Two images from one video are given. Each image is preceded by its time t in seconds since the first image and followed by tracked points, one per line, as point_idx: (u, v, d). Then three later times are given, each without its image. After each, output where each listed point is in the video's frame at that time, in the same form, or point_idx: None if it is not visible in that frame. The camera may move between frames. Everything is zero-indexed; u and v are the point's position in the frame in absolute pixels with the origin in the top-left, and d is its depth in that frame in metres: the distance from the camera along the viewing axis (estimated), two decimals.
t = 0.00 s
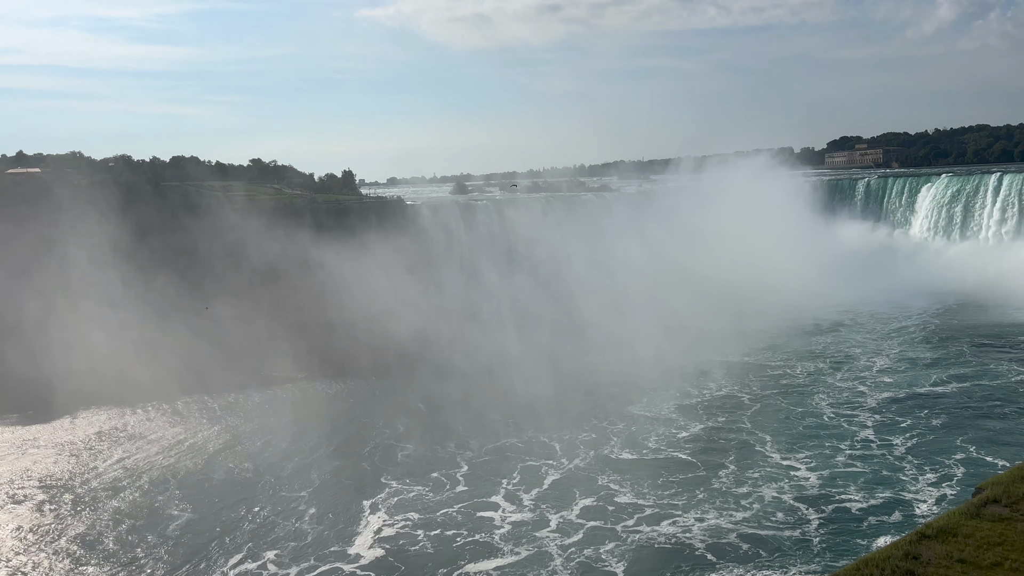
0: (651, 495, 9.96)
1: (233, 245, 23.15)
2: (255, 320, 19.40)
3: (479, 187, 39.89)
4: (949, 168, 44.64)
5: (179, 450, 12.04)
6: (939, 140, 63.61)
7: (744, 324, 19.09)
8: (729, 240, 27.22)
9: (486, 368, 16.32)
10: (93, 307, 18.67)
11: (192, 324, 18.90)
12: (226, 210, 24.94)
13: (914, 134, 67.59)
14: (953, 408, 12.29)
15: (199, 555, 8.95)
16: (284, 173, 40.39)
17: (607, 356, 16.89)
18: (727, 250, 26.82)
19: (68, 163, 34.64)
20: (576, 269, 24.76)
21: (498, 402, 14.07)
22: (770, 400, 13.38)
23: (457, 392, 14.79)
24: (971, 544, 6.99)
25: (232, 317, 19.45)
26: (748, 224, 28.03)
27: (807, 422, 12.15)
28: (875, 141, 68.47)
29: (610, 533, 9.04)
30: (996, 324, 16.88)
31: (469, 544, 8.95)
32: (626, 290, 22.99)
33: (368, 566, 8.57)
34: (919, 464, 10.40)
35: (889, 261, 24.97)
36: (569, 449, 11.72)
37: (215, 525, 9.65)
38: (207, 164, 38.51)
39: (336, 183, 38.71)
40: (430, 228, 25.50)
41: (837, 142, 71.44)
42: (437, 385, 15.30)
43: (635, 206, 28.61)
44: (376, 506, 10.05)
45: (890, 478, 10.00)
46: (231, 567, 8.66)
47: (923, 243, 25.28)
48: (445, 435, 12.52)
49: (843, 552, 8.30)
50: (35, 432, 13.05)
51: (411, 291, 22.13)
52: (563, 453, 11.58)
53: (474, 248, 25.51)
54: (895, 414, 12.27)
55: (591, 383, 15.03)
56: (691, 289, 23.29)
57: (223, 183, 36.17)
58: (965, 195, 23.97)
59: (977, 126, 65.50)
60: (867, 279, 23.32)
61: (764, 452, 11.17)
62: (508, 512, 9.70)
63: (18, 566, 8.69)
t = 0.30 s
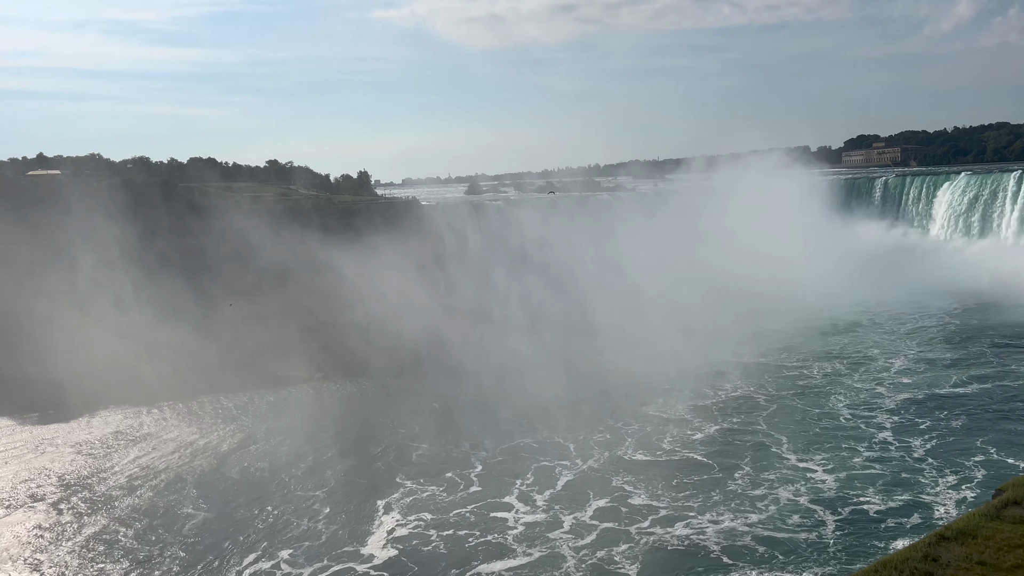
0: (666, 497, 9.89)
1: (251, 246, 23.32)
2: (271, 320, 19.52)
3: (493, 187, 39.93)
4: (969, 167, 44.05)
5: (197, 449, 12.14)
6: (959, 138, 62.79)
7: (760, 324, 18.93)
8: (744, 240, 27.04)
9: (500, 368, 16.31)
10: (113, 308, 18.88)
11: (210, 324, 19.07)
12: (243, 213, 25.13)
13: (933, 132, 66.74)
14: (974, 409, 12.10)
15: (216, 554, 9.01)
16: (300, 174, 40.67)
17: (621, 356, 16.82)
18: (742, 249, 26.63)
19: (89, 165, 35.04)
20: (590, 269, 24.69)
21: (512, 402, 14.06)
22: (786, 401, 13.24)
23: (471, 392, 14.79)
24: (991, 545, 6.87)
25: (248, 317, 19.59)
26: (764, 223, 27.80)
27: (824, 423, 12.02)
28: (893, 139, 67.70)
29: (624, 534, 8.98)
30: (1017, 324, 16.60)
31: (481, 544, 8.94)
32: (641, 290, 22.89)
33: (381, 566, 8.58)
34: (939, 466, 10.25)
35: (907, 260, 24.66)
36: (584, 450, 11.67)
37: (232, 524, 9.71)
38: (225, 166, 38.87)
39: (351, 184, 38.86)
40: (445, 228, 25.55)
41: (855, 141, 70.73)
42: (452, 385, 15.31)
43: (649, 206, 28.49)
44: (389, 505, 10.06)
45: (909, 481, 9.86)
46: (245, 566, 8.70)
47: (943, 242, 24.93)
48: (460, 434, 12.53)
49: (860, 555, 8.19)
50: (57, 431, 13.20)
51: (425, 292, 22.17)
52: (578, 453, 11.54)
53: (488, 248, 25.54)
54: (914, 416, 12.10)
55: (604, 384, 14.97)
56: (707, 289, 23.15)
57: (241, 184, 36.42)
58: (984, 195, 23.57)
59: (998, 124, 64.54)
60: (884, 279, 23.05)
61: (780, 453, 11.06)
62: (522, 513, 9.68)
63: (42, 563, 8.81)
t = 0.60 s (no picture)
0: (684, 499, 9.79)
1: (271, 246, 23.49)
2: (290, 320, 19.67)
3: (511, 186, 39.97)
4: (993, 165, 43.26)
5: (217, 448, 12.23)
6: (983, 135, 61.76)
7: (779, 324, 18.73)
8: (764, 239, 26.77)
9: (517, 367, 16.30)
10: (137, 307, 19.11)
11: (231, 323, 19.24)
12: (264, 213, 25.32)
13: (957, 130, 65.67)
14: (999, 411, 11.87)
15: (236, 551, 9.06)
16: (320, 174, 40.99)
17: (638, 356, 16.71)
18: (762, 248, 26.38)
19: (112, 166, 35.46)
20: (608, 269, 24.60)
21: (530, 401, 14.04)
22: (807, 402, 13.07)
23: (488, 391, 14.79)
24: (1016, 548, 6.72)
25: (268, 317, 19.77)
26: (786, 222, 27.49)
27: (845, 425, 11.85)
28: (916, 137, 66.72)
29: (641, 536, 8.91)
30: None
31: (498, 545, 8.91)
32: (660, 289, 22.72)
33: (398, 565, 8.58)
34: (964, 468, 10.05)
35: (932, 259, 24.27)
36: (601, 450, 11.62)
37: (251, 522, 9.77)
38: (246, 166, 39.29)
39: (371, 184, 39.09)
40: (463, 227, 25.59)
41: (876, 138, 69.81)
42: (470, 384, 15.33)
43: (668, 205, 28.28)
44: (406, 505, 10.06)
45: (932, 483, 9.69)
46: (263, 565, 8.74)
47: (968, 242, 24.52)
48: (479, 434, 12.53)
49: (883, 558, 8.05)
50: (81, 428, 13.37)
51: (443, 291, 22.22)
52: (596, 453, 11.48)
53: (506, 246, 25.56)
54: (937, 417, 11.89)
55: (623, 384, 14.87)
56: (726, 288, 22.94)
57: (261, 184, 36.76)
58: (1010, 192, 23.17)
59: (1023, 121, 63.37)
60: (907, 278, 22.71)
61: (800, 455, 10.91)
62: (539, 514, 9.63)
63: (67, 559, 8.91)
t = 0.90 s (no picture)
0: (704, 500, 9.70)
1: (292, 245, 23.69)
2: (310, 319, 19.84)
3: (531, 185, 39.99)
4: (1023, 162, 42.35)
5: (240, 445, 12.34)
6: (1013, 132, 60.47)
7: (801, 323, 18.50)
8: (786, 239, 26.49)
9: (536, 366, 16.28)
10: (160, 306, 19.39)
11: (253, 322, 19.41)
12: (285, 212, 25.50)
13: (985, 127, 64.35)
14: None
15: (257, 548, 9.13)
16: (341, 172, 41.31)
17: (658, 356, 16.60)
18: (784, 248, 26.09)
19: (138, 166, 35.99)
20: (627, 269, 24.48)
21: (550, 401, 14.01)
22: (830, 403, 12.89)
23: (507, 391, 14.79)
24: None
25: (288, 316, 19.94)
26: (809, 221, 27.14)
27: (868, 426, 11.67)
28: (942, 134, 65.52)
29: (659, 537, 8.84)
30: None
31: (515, 544, 8.89)
32: (680, 289, 22.54)
33: (416, 563, 8.60)
34: (991, 471, 9.84)
35: (959, 259, 23.83)
36: (620, 450, 11.55)
37: (270, 519, 9.85)
38: (268, 165, 39.74)
39: (392, 183, 39.30)
40: (482, 226, 25.64)
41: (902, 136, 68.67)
42: (489, 383, 15.33)
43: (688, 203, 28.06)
44: (424, 504, 10.08)
45: (958, 486, 9.50)
46: (282, 562, 8.79)
47: (996, 242, 24.04)
48: (499, 433, 12.52)
49: (906, 562, 7.90)
50: (106, 425, 13.54)
51: (462, 291, 22.26)
52: (615, 453, 11.42)
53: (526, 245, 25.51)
54: (963, 419, 11.66)
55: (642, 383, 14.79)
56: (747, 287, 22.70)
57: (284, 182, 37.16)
58: None
59: None
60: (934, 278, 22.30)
61: (822, 457, 10.76)
62: (556, 514, 9.59)
63: (90, 556, 9.01)
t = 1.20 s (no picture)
0: (722, 501, 9.61)
1: (311, 244, 23.89)
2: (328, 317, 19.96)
3: (550, 183, 39.95)
4: None
5: (258, 442, 12.44)
6: None
7: (821, 323, 18.28)
8: (806, 239, 26.21)
9: (553, 365, 16.25)
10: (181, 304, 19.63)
11: (272, 320, 19.60)
12: (305, 212, 25.71)
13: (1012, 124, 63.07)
14: None
15: (276, 544, 9.20)
16: (360, 171, 41.56)
17: (676, 356, 16.50)
18: (805, 247, 25.80)
19: (161, 164, 36.50)
20: (645, 268, 24.35)
21: (567, 400, 13.97)
22: (851, 404, 12.72)
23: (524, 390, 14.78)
24: None
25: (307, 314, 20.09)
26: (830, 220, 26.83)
27: (890, 428, 11.50)
28: (968, 132, 64.36)
29: (676, 538, 8.77)
30: None
31: (530, 543, 8.87)
32: (699, 288, 22.37)
33: (433, 561, 8.61)
34: (1017, 475, 9.65)
35: (983, 258, 23.40)
36: (638, 450, 11.49)
37: (288, 515, 9.92)
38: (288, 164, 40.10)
39: (411, 182, 39.45)
40: (500, 225, 25.66)
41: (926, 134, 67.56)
42: (506, 382, 15.33)
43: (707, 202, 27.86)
44: (441, 502, 10.09)
45: (983, 489, 9.33)
46: (299, 559, 8.85)
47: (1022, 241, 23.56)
48: (517, 431, 12.51)
49: (929, 567, 7.77)
50: (127, 421, 13.73)
51: (479, 290, 22.29)
52: (633, 453, 11.35)
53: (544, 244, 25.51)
54: (988, 421, 11.45)
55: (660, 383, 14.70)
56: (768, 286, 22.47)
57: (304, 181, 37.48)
58: None
59: None
60: (957, 277, 21.91)
61: (842, 458, 10.62)
62: (573, 513, 9.56)
63: (112, 551, 9.12)
